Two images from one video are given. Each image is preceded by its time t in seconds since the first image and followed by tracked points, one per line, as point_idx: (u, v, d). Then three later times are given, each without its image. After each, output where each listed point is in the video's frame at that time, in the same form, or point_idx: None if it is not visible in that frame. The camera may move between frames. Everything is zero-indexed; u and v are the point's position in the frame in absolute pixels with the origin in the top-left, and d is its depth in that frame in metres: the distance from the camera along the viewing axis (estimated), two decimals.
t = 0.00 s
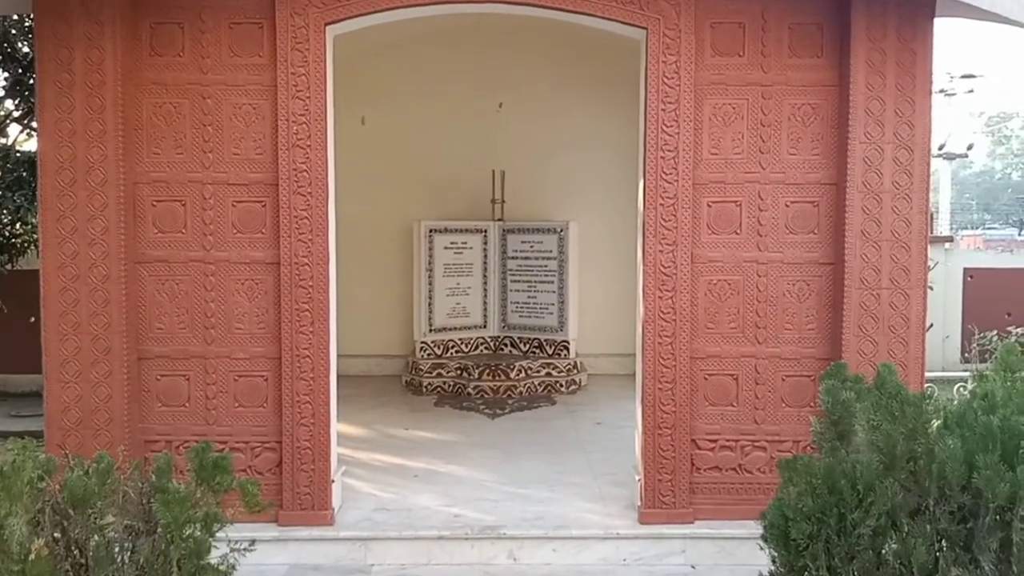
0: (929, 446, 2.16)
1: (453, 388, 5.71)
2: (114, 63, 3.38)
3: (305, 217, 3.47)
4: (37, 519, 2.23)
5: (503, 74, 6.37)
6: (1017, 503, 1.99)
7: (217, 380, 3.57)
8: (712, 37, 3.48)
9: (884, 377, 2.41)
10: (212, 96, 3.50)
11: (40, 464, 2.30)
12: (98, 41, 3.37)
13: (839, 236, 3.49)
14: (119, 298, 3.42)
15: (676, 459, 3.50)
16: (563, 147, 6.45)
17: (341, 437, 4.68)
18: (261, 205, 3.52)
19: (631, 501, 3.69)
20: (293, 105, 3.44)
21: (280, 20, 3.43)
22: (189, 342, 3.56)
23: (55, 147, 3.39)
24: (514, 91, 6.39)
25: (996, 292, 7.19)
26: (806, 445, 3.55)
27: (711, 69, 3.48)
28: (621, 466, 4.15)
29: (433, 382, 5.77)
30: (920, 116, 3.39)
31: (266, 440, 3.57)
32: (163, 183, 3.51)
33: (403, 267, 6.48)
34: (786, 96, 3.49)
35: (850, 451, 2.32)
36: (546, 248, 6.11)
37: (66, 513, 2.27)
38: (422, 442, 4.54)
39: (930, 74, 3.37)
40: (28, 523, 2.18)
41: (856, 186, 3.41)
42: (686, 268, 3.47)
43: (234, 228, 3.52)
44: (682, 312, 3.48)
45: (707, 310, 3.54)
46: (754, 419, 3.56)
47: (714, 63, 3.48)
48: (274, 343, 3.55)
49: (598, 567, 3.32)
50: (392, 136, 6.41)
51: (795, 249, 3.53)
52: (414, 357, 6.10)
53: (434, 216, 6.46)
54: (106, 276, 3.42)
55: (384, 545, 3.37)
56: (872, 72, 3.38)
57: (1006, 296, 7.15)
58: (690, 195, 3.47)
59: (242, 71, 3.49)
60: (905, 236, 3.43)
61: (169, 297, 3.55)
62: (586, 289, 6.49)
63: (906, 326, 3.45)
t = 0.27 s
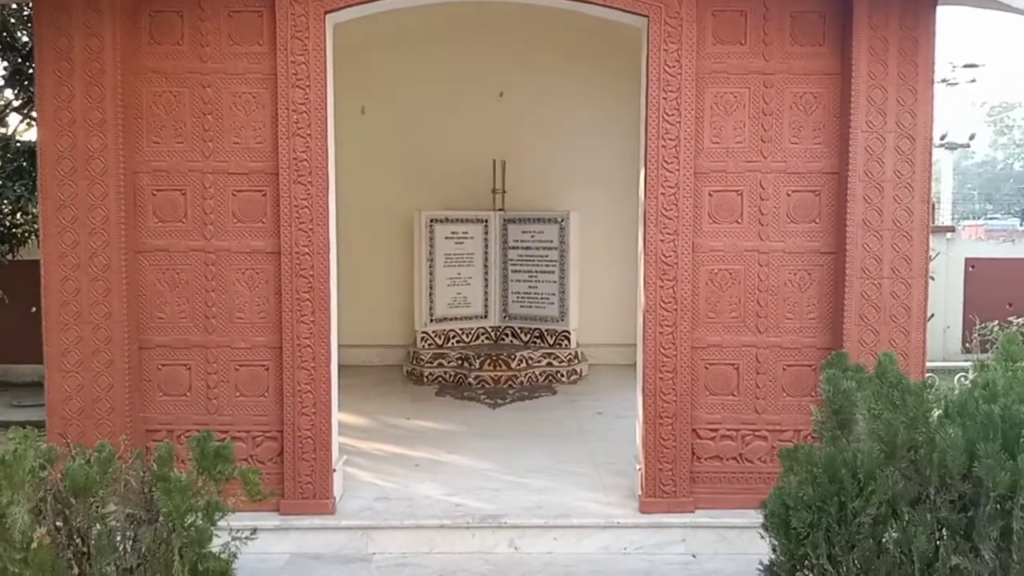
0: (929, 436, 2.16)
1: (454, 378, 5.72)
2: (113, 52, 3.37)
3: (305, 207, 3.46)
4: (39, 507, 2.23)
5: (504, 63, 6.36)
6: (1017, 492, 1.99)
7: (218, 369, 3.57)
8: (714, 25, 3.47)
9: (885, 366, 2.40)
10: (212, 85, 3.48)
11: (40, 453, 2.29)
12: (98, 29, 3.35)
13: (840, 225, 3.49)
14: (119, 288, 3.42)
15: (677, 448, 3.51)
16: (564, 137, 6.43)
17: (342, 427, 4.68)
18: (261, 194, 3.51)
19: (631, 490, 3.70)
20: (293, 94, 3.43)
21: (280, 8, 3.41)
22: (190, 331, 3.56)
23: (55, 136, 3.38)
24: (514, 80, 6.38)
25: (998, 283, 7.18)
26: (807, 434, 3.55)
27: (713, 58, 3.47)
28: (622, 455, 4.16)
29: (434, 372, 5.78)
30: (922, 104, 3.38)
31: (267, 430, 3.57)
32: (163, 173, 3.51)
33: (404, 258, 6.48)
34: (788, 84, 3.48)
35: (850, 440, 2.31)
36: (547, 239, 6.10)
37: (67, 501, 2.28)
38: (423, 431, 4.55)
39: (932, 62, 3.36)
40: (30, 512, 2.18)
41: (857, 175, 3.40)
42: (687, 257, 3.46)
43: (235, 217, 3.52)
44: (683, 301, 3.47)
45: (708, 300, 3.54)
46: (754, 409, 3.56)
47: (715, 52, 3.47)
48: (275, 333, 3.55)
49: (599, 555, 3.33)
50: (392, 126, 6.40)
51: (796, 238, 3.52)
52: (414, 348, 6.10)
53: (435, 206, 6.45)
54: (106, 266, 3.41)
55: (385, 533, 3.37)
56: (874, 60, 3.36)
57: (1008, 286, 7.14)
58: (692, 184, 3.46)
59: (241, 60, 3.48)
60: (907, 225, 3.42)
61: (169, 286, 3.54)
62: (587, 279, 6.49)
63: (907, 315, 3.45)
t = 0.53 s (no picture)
0: (927, 429, 2.16)
1: (452, 370, 5.72)
2: (111, 42, 3.35)
3: (303, 198, 3.45)
4: (37, 498, 2.23)
5: (503, 55, 6.34)
6: (1014, 486, 1.98)
7: (216, 361, 3.56)
8: (714, 17, 3.45)
9: (883, 360, 2.40)
10: (210, 75, 3.47)
11: (38, 445, 2.28)
12: (95, 18, 3.34)
13: (839, 218, 3.48)
14: (117, 279, 3.41)
15: (674, 441, 3.51)
16: (563, 130, 6.42)
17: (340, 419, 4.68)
18: (259, 185, 3.50)
19: (629, 482, 3.70)
20: (291, 85, 3.42)
21: None
22: (188, 323, 3.55)
23: (53, 126, 3.36)
24: (514, 72, 6.36)
25: (997, 277, 7.17)
26: (804, 427, 3.56)
27: (712, 50, 3.46)
28: (619, 448, 4.16)
29: (432, 365, 5.78)
30: (922, 97, 3.37)
31: (265, 421, 3.57)
32: (161, 163, 3.50)
33: (402, 250, 6.47)
34: (787, 77, 3.47)
35: (847, 434, 2.31)
36: (546, 231, 6.10)
37: (65, 492, 2.28)
38: (421, 424, 4.55)
39: (932, 55, 3.35)
40: (28, 503, 2.17)
41: (857, 168, 3.39)
42: (686, 250, 3.46)
43: (233, 208, 3.51)
44: (681, 294, 3.47)
45: (706, 293, 3.54)
46: (752, 402, 3.56)
47: (715, 44, 3.46)
48: (273, 325, 3.54)
49: (596, 547, 3.33)
50: (390, 118, 6.38)
51: (795, 231, 3.52)
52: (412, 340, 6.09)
53: (433, 198, 6.44)
54: (104, 257, 3.40)
55: (383, 525, 3.38)
56: (874, 53, 3.35)
57: (1007, 281, 7.13)
58: (691, 176, 3.45)
59: (239, 50, 3.46)
60: (906, 218, 3.42)
61: (168, 277, 3.54)
62: (585, 272, 6.48)
63: (905, 309, 3.45)
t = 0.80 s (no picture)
0: (921, 429, 2.16)
1: (447, 370, 5.71)
2: (106, 39, 3.34)
3: (299, 197, 3.44)
4: (30, 498, 2.24)
5: (500, 54, 6.34)
6: (1007, 487, 1.99)
7: (211, 359, 3.56)
8: (710, 17, 3.46)
9: (878, 360, 2.40)
10: (205, 73, 3.46)
11: (31, 443, 2.28)
12: (90, 16, 3.32)
13: (834, 219, 3.49)
14: (112, 277, 3.40)
15: (669, 441, 3.51)
16: (559, 129, 6.42)
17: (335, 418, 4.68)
18: (254, 184, 3.49)
19: (623, 482, 3.70)
20: (287, 83, 3.41)
21: None
22: (182, 321, 3.55)
23: (47, 124, 3.35)
24: (510, 72, 6.36)
25: (993, 279, 7.17)
26: (798, 428, 3.56)
27: (708, 50, 3.46)
28: (614, 448, 4.16)
29: (427, 364, 5.78)
30: (918, 98, 3.37)
31: (260, 420, 3.56)
32: (155, 161, 3.49)
33: (398, 249, 6.46)
34: (783, 78, 3.47)
35: (841, 434, 2.32)
36: (541, 231, 6.10)
37: (58, 491, 2.27)
38: (416, 423, 4.55)
39: (928, 56, 3.35)
40: (20, 502, 2.19)
41: (852, 169, 3.40)
42: (681, 251, 3.46)
43: (228, 207, 3.50)
44: (676, 294, 3.47)
45: (702, 293, 3.54)
46: (746, 402, 3.57)
47: (711, 44, 3.46)
48: (268, 323, 3.54)
49: (591, 547, 3.33)
50: (386, 117, 6.37)
51: (790, 232, 3.52)
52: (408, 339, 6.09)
53: (429, 197, 6.44)
54: (98, 255, 3.39)
55: (377, 524, 3.37)
56: (870, 54, 3.36)
57: (1003, 283, 7.13)
58: (686, 177, 3.45)
59: (235, 48, 3.45)
60: (901, 219, 3.42)
61: (162, 276, 3.53)
62: (581, 272, 6.49)
63: (900, 310, 3.45)
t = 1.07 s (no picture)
0: (914, 429, 2.16)
1: (442, 368, 5.71)
2: (100, 36, 3.33)
3: (293, 195, 3.44)
4: (22, 496, 2.22)
5: (496, 53, 6.34)
6: (1000, 486, 2.00)
7: (205, 358, 3.55)
8: (705, 16, 3.46)
9: (872, 359, 2.40)
10: (200, 71, 3.45)
11: (24, 441, 2.29)
12: (85, 13, 3.31)
13: (828, 218, 3.50)
14: (105, 275, 3.39)
15: (663, 439, 3.52)
16: (555, 128, 6.42)
17: (329, 416, 4.67)
18: (249, 182, 3.48)
19: (618, 481, 3.71)
20: (282, 81, 3.40)
21: None
22: (176, 319, 3.54)
23: (41, 121, 3.34)
24: (506, 70, 6.36)
25: (987, 279, 7.13)
26: (792, 426, 3.57)
27: (704, 49, 3.46)
28: (609, 446, 4.17)
29: (422, 362, 5.78)
30: (912, 98, 3.38)
31: (254, 419, 3.56)
32: (149, 159, 3.48)
33: (393, 247, 6.46)
34: (778, 77, 3.48)
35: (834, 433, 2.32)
36: (537, 229, 6.09)
37: (51, 489, 2.26)
38: (411, 421, 4.55)
39: (922, 56, 3.36)
40: (12, 500, 2.17)
41: (846, 168, 3.41)
42: (675, 249, 3.47)
43: (222, 204, 3.49)
44: (671, 293, 3.48)
45: (696, 291, 3.54)
46: (741, 401, 3.57)
47: (707, 43, 3.46)
48: (263, 321, 3.53)
49: (585, 545, 3.34)
50: (382, 115, 6.37)
51: (785, 231, 3.53)
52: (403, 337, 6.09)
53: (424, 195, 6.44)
54: (92, 253, 3.38)
55: (372, 522, 3.37)
56: (864, 54, 3.36)
57: (997, 283, 7.09)
58: (681, 175, 3.46)
59: (229, 45, 3.44)
60: (895, 218, 3.43)
61: (157, 274, 3.52)
62: (576, 270, 6.49)
63: (893, 309, 3.46)
